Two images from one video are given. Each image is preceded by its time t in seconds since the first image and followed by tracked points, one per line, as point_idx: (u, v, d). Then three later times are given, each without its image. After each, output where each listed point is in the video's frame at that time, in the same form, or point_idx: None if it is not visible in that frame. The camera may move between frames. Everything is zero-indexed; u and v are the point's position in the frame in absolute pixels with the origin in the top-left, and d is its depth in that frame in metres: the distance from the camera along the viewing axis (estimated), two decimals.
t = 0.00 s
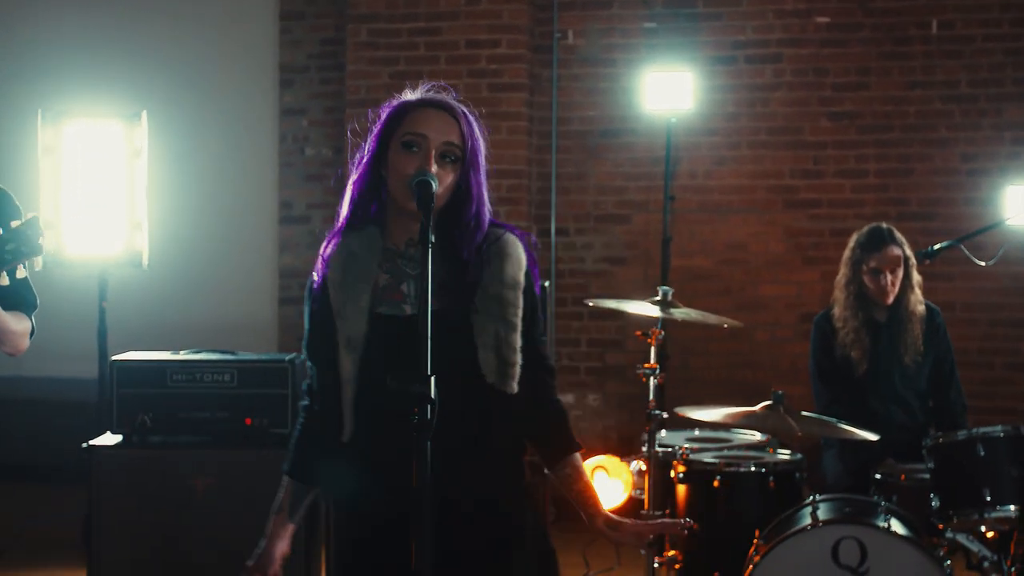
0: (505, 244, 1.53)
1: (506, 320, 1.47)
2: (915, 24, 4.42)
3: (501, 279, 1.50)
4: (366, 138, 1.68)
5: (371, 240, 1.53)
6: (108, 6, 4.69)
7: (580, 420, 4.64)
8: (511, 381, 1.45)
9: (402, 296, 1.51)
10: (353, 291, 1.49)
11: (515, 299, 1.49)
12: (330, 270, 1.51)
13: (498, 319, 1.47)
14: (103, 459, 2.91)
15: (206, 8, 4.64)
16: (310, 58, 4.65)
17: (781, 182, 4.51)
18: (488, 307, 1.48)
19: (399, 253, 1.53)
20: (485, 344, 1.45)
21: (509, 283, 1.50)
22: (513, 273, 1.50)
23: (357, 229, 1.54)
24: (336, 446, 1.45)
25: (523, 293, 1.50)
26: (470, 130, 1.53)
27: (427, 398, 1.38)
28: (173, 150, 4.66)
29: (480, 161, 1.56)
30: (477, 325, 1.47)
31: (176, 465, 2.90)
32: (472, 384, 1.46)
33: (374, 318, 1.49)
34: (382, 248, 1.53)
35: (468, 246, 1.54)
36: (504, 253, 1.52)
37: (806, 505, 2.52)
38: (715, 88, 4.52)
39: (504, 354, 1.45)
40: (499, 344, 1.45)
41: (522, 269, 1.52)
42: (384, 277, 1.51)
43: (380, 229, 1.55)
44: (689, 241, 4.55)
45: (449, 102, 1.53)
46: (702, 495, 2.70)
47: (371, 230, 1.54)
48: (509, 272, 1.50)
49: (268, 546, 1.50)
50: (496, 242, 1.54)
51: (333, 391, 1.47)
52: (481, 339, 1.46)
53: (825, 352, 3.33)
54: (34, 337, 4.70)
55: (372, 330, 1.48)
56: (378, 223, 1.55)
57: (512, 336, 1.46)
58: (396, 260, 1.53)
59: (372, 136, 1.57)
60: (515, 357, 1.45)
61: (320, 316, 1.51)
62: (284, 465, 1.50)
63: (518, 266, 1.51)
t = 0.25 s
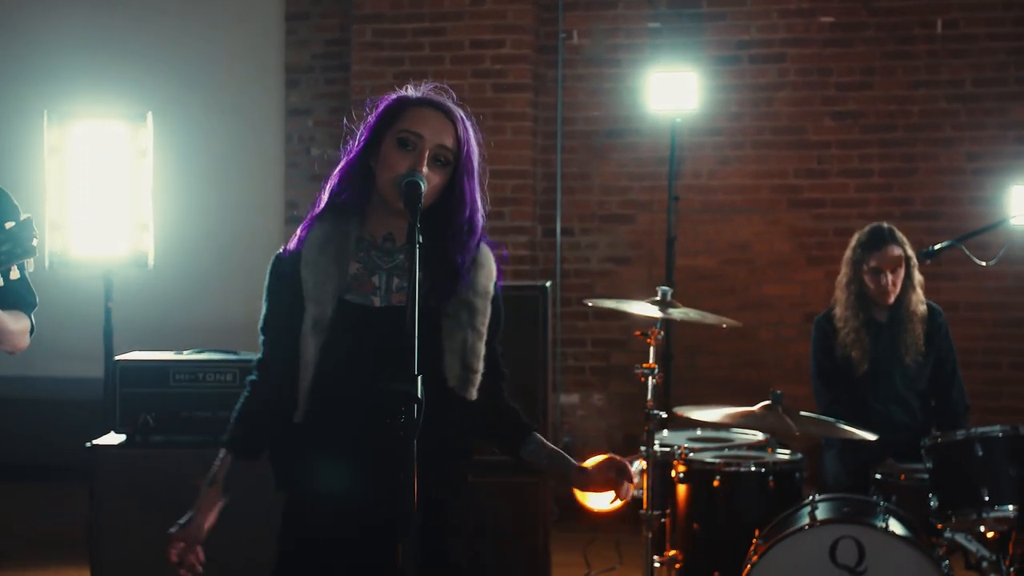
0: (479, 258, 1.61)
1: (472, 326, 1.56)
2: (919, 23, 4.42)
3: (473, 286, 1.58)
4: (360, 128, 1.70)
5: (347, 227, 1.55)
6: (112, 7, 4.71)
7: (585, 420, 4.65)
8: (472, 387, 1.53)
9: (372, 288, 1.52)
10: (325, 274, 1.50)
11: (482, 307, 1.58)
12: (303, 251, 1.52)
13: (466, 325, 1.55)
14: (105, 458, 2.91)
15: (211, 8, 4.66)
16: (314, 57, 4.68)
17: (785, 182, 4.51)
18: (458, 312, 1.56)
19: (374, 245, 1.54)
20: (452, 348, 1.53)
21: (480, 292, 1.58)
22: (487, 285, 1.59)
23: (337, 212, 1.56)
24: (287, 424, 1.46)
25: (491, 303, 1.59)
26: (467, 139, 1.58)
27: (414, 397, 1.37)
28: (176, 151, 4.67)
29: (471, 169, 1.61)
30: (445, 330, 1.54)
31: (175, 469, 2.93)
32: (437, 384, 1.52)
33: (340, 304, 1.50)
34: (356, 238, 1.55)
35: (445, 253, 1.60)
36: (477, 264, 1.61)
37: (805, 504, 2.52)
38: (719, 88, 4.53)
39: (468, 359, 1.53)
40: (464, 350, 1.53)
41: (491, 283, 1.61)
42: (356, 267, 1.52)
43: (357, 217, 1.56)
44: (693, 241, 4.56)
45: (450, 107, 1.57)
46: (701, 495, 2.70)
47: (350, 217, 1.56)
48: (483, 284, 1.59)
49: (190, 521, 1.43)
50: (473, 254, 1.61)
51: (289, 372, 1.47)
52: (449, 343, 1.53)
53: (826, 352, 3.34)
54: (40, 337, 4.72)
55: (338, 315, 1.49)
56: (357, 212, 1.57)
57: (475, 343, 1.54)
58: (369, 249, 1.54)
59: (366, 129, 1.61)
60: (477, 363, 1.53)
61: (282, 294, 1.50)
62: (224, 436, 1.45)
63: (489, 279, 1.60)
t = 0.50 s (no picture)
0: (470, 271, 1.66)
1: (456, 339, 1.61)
2: (934, 23, 4.41)
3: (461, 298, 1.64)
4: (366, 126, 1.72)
5: (344, 227, 1.57)
6: (128, 10, 4.75)
7: (600, 420, 4.66)
8: (450, 398, 1.57)
9: (363, 290, 1.53)
10: (321, 272, 1.52)
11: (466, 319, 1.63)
12: (303, 248, 1.54)
13: (451, 336, 1.61)
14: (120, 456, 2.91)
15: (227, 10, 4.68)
16: (331, 59, 4.70)
17: (800, 182, 4.50)
18: (442, 324, 1.61)
19: (369, 248, 1.56)
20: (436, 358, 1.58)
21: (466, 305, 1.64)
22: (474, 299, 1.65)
23: (337, 211, 1.58)
24: (268, 418, 1.47)
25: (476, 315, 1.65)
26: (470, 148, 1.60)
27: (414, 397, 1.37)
28: (192, 151, 4.70)
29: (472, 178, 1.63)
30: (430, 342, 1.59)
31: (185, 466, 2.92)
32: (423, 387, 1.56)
33: (335, 303, 1.52)
34: (352, 238, 1.57)
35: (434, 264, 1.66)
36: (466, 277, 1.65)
37: (815, 505, 2.52)
38: (734, 88, 4.53)
39: (450, 370, 1.58)
40: (447, 360, 1.58)
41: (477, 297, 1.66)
42: (350, 268, 1.54)
43: (354, 218, 1.59)
44: (708, 241, 4.56)
45: (454, 113, 1.58)
46: (711, 495, 2.70)
47: (348, 217, 1.58)
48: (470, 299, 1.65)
49: (142, 504, 1.47)
50: (464, 266, 1.66)
51: (275, 365, 1.49)
52: (434, 354, 1.59)
53: (838, 352, 3.34)
54: (58, 337, 4.77)
55: (331, 313, 1.51)
56: (355, 212, 1.59)
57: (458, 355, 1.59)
58: (363, 252, 1.56)
59: (369, 130, 1.63)
60: (458, 377, 1.58)
61: (273, 288, 1.53)
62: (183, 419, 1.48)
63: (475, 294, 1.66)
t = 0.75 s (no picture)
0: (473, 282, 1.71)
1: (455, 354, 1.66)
2: (950, 21, 4.39)
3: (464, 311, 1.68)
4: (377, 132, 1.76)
5: (357, 234, 1.60)
6: (144, 12, 4.78)
7: (615, 419, 4.66)
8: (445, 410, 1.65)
9: (373, 299, 1.56)
10: (335, 280, 1.54)
11: (466, 332, 1.68)
12: (318, 254, 1.56)
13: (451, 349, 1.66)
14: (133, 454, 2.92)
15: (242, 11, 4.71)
16: (347, 60, 4.66)
17: (815, 181, 4.49)
18: (445, 337, 1.66)
19: (380, 258, 1.59)
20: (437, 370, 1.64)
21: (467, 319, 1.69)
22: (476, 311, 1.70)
23: (349, 218, 1.61)
24: (277, 420, 1.48)
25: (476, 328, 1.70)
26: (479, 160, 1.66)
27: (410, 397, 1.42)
28: (207, 150, 4.73)
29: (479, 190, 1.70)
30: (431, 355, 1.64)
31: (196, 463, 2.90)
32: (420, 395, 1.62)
33: (348, 312, 1.54)
34: (363, 247, 1.59)
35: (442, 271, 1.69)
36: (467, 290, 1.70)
37: (825, 504, 2.52)
38: (748, 87, 4.52)
39: (447, 384, 1.64)
40: (446, 372, 1.65)
41: (478, 307, 1.71)
42: (362, 277, 1.56)
43: (365, 226, 1.61)
44: (723, 241, 4.56)
45: (466, 124, 1.64)
46: (721, 494, 2.70)
47: (360, 224, 1.61)
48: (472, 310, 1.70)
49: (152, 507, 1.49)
50: (469, 276, 1.70)
51: (287, 367, 1.50)
52: (433, 367, 1.64)
53: (850, 351, 3.34)
54: (80, 338, 4.83)
55: (343, 321, 1.53)
56: (367, 220, 1.62)
57: (459, 366, 1.66)
58: (375, 260, 1.58)
59: (381, 140, 1.67)
60: (455, 389, 1.65)
61: (287, 288, 1.54)
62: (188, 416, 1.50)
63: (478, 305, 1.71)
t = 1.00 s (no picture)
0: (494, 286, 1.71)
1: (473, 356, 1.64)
2: (966, 19, 4.37)
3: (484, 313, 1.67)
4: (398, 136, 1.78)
5: (381, 234, 1.60)
6: (160, 15, 4.82)
7: (629, 418, 4.66)
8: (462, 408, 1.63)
9: (394, 300, 1.56)
10: (359, 280, 1.54)
11: (484, 334, 1.67)
12: (342, 253, 1.56)
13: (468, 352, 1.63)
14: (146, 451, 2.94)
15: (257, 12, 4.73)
16: (361, 59, 4.70)
17: (830, 180, 4.49)
18: (466, 338, 1.63)
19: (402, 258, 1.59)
20: (453, 371, 1.61)
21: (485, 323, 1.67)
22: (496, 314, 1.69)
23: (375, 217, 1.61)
24: (296, 419, 1.49)
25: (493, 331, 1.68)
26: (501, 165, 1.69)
27: (406, 395, 1.44)
28: (223, 149, 4.75)
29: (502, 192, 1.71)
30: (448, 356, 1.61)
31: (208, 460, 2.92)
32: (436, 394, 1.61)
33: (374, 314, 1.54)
34: (385, 246, 1.59)
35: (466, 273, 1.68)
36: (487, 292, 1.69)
37: (835, 502, 2.52)
38: (762, 85, 4.51)
39: (465, 383, 1.62)
40: (463, 374, 1.62)
41: (496, 309, 1.71)
42: (384, 277, 1.56)
43: (387, 225, 1.61)
44: (737, 240, 4.55)
45: (488, 128, 1.67)
46: (731, 492, 2.71)
47: (382, 224, 1.61)
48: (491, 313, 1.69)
49: (203, 503, 1.52)
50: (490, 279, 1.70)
51: (308, 366, 1.51)
52: (451, 368, 1.61)
53: (861, 348, 3.33)
54: (100, 334, 4.87)
55: (371, 320, 1.54)
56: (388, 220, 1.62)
57: (474, 367, 1.63)
58: (397, 261, 1.59)
59: (403, 142, 1.70)
60: (471, 389, 1.63)
61: (307, 286, 1.54)
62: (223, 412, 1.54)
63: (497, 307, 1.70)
